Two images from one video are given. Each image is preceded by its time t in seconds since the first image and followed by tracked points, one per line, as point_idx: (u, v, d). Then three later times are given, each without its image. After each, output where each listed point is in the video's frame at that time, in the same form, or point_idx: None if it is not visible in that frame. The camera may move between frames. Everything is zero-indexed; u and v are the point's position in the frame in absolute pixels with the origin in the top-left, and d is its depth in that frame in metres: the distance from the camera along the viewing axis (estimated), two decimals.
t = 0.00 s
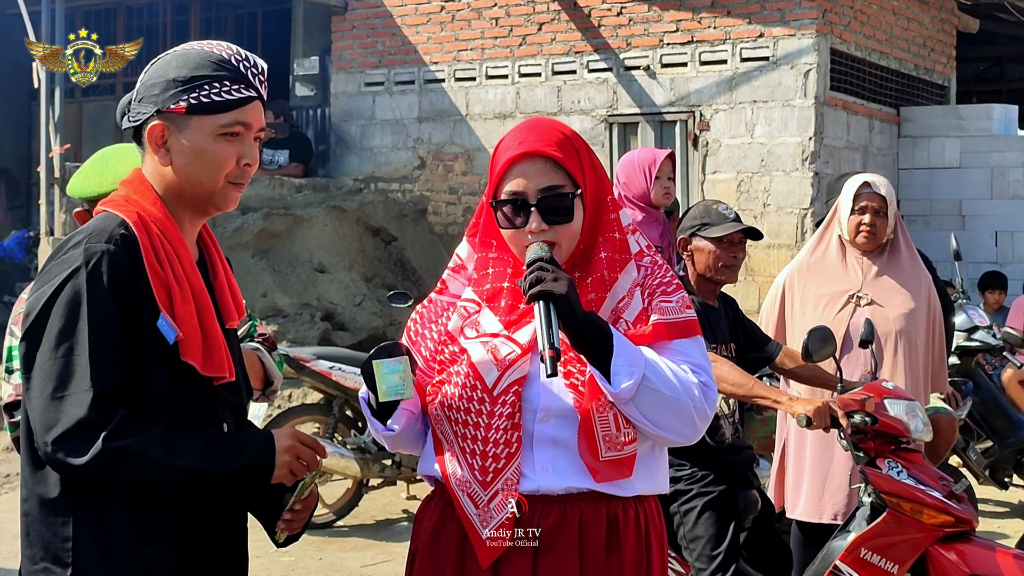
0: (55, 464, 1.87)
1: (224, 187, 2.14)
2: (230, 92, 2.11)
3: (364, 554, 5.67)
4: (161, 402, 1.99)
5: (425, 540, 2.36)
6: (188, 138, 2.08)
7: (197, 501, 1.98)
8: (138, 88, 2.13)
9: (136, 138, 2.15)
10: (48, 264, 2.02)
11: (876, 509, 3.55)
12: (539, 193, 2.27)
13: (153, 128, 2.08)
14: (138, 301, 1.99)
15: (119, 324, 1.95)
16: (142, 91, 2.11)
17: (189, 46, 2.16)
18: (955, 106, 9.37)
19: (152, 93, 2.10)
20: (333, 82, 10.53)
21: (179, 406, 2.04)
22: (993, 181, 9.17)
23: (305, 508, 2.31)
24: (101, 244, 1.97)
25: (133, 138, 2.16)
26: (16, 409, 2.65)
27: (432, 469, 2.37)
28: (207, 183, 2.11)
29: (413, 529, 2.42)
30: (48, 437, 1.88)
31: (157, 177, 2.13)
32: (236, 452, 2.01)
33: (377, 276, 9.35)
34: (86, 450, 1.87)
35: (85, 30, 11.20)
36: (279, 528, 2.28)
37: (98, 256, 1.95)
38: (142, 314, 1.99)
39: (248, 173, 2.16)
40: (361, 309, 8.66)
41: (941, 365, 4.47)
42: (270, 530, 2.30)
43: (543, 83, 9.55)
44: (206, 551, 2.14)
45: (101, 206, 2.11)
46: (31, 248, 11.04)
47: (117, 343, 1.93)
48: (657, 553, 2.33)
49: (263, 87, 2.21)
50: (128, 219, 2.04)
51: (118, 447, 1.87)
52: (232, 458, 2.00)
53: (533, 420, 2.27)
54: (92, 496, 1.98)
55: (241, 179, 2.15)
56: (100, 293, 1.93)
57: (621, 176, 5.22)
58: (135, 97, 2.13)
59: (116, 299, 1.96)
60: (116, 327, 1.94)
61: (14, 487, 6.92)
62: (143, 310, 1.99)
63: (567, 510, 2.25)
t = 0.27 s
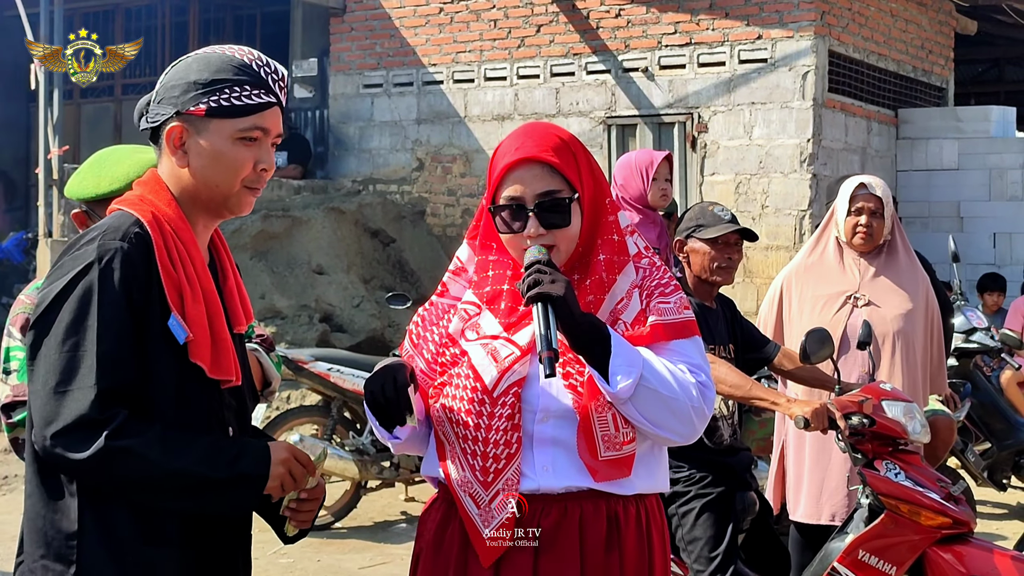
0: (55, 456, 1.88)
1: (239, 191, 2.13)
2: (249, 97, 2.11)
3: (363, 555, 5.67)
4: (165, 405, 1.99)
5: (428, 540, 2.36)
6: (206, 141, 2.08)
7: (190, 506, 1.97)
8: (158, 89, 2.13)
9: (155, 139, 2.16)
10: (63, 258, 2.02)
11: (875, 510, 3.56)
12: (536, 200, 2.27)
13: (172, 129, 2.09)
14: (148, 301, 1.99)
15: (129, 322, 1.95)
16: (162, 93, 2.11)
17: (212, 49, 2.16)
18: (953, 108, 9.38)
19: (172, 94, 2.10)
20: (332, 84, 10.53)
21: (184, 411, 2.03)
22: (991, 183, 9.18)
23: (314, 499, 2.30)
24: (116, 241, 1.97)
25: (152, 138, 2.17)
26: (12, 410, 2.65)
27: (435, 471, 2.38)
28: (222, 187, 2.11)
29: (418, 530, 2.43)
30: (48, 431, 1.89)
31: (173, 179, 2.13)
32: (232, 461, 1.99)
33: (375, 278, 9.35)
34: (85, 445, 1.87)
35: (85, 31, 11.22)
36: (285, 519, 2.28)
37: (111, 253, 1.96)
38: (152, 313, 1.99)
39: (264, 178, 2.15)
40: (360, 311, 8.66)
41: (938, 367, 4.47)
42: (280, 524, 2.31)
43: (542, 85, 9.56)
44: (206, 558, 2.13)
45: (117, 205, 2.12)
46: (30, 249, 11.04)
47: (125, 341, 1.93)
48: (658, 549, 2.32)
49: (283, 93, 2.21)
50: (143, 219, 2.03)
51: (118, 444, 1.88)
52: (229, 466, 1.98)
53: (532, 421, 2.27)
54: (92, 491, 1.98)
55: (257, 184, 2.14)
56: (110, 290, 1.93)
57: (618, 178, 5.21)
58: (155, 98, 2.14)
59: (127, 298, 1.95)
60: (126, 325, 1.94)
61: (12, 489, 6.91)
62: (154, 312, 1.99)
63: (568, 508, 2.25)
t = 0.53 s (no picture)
0: (63, 462, 1.87)
1: (244, 199, 2.14)
2: (259, 104, 2.11)
3: (361, 559, 5.66)
4: (172, 408, 1.98)
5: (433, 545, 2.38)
6: (213, 147, 2.08)
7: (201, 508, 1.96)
8: (165, 91, 2.13)
9: (161, 141, 2.15)
10: (68, 261, 2.02)
11: (874, 514, 3.55)
12: (527, 201, 2.27)
13: (179, 133, 2.08)
14: (153, 304, 1.99)
15: (135, 325, 1.95)
16: (169, 96, 2.11)
17: (222, 54, 2.16)
18: (952, 112, 9.38)
19: (180, 97, 2.09)
20: (331, 88, 10.54)
21: (191, 415, 2.03)
22: (990, 187, 9.19)
23: (318, 499, 2.30)
24: (122, 244, 1.97)
25: (156, 141, 2.16)
26: (11, 412, 2.69)
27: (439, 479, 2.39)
28: (227, 193, 2.11)
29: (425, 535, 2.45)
30: (56, 436, 1.88)
31: (177, 182, 2.13)
32: (244, 461, 2.00)
33: (374, 281, 9.35)
34: (96, 449, 1.86)
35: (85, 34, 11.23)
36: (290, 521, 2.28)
37: (117, 256, 1.95)
38: (157, 318, 1.98)
39: (268, 185, 2.16)
40: (359, 314, 8.65)
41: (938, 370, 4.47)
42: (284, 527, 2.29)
43: (541, 88, 9.56)
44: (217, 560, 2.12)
45: (119, 207, 2.11)
46: (29, 253, 11.03)
47: (131, 343, 1.93)
48: (660, 550, 2.34)
49: (290, 101, 2.21)
50: (146, 221, 2.03)
51: (129, 446, 1.87)
52: (238, 465, 1.99)
53: (531, 430, 2.28)
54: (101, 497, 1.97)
55: (260, 191, 2.15)
56: (117, 293, 1.93)
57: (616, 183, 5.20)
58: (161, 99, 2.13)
59: (133, 302, 1.95)
60: (132, 329, 1.94)
61: (11, 493, 6.90)
62: (160, 315, 1.99)
63: (568, 510, 2.26)
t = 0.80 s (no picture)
0: (63, 466, 1.87)
1: (249, 200, 2.14)
2: (262, 105, 2.11)
3: (360, 562, 5.65)
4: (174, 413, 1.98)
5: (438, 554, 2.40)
6: (223, 151, 2.07)
7: (201, 509, 1.97)
8: (158, 101, 2.09)
9: (152, 150, 2.12)
10: (67, 264, 2.01)
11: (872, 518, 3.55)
12: (518, 213, 2.28)
13: (186, 139, 2.06)
14: (153, 308, 1.97)
15: (136, 329, 1.94)
16: (166, 104, 2.07)
17: (213, 56, 2.14)
18: (950, 115, 9.38)
19: (180, 104, 2.06)
20: (330, 90, 10.53)
21: (192, 418, 2.02)
22: (989, 190, 9.19)
23: (305, 508, 2.23)
24: (121, 247, 1.96)
25: (147, 150, 2.12)
26: (10, 414, 2.69)
27: (440, 489, 2.41)
28: (235, 196, 2.11)
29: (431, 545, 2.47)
30: (55, 441, 1.88)
31: (175, 187, 2.11)
32: (244, 464, 1.99)
33: (373, 283, 9.35)
34: (95, 453, 1.86)
35: (85, 37, 11.23)
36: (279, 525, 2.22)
37: (118, 259, 1.95)
38: (157, 322, 1.97)
39: (270, 182, 2.17)
40: (357, 317, 8.65)
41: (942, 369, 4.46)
42: (272, 530, 2.24)
43: (540, 91, 9.56)
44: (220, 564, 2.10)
45: (113, 212, 2.09)
46: (28, 255, 11.02)
47: (131, 347, 1.92)
48: (664, 553, 2.33)
49: (283, 96, 2.20)
50: (145, 225, 2.01)
51: (129, 450, 1.87)
52: (238, 466, 1.98)
53: (528, 443, 2.28)
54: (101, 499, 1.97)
55: (263, 188, 2.15)
56: (117, 297, 1.92)
57: (614, 186, 5.18)
58: (155, 108, 2.10)
59: (134, 307, 1.94)
60: (132, 334, 1.93)
61: (9, 495, 6.89)
62: (160, 319, 1.98)
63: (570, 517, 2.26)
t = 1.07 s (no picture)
0: (89, 473, 1.85)
1: (267, 214, 2.14)
2: (284, 118, 2.12)
3: (359, 562, 5.65)
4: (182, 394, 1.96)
5: (443, 561, 2.43)
6: (248, 164, 2.07)
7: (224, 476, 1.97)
8: (178, 113, 2.07)
9: (166, 164, 2.09)
10: (73, 270, 1.97)
11: (870, 518, 3.56)
12: (514, 220, 2.30)
13: (213, 153, 2.05)
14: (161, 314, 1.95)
15: (144, 332, 1.92)
16: (189, 116, 2.06)
17: (230, 68, 2.13)
18: (949, 114, 9.38)
19: (206, 118, 2.05)
20: (329, 89, 10.53)
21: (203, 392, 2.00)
22: (988, 189, 9.20)
23: (306, 517, 2.23)
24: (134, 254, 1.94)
25: (161, 164, 2.10)
26: (10, 417, 2.75)
27: (444, 496, 2.46)
28: (256, 209, 2.11)
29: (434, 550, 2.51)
30: (81, 459, 1.85)
31: (186, 197, 2.09)
32: (258, 411, 1.97)
33: (372, 282, 9.35)
34: (120, 466, 1.85)
35: (85, 35, 11.23)
36: (274, 538, 2.21)
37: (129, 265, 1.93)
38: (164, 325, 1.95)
39: (287, 192, 2.19)
40: (356, 316, 8.65)
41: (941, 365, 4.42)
42: (265, 537, 2.23)
43: (538, 90, 9.56)
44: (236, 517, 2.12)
45: (119, 218, 2.06)
46: (26, 254, 11.01)
47: (142, 355, 1.90)
48: (665, 550, 2.36)
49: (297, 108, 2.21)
50: (149, 235, 1.99)
51: (153, 455, 1.86)
52: (253, 418, 1.96)
53: (530, 450, 2.29)
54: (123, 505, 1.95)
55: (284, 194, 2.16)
56: (125, 303, 1.90)
57: (613, 187, 5.17)
58: (175, 120, 2.07)
59: (141, 314, 1.92)
60: (146, 339, 1.91)
61: (8, 494, 6.89)
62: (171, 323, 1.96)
63: (573, 522, 2.27)
